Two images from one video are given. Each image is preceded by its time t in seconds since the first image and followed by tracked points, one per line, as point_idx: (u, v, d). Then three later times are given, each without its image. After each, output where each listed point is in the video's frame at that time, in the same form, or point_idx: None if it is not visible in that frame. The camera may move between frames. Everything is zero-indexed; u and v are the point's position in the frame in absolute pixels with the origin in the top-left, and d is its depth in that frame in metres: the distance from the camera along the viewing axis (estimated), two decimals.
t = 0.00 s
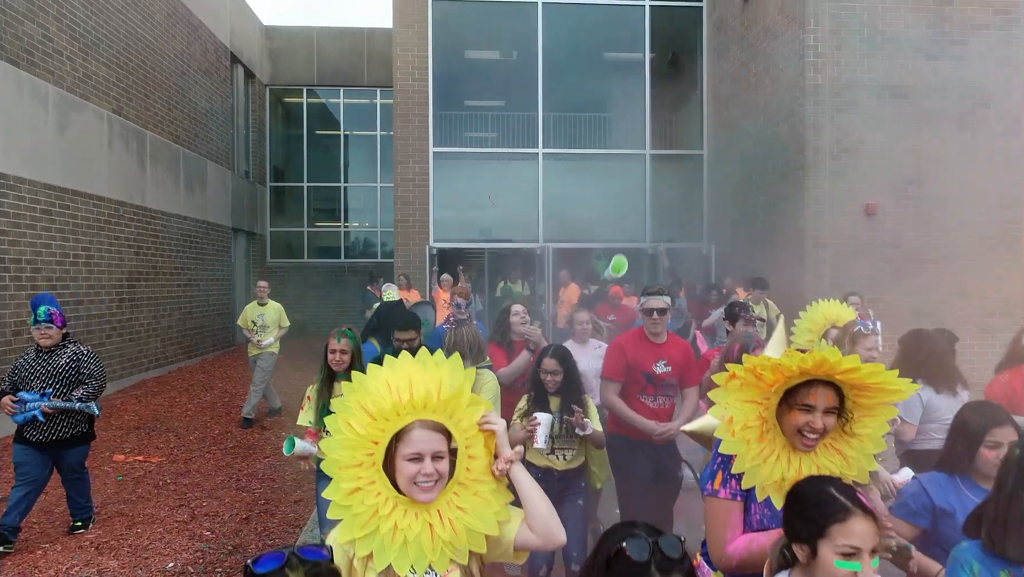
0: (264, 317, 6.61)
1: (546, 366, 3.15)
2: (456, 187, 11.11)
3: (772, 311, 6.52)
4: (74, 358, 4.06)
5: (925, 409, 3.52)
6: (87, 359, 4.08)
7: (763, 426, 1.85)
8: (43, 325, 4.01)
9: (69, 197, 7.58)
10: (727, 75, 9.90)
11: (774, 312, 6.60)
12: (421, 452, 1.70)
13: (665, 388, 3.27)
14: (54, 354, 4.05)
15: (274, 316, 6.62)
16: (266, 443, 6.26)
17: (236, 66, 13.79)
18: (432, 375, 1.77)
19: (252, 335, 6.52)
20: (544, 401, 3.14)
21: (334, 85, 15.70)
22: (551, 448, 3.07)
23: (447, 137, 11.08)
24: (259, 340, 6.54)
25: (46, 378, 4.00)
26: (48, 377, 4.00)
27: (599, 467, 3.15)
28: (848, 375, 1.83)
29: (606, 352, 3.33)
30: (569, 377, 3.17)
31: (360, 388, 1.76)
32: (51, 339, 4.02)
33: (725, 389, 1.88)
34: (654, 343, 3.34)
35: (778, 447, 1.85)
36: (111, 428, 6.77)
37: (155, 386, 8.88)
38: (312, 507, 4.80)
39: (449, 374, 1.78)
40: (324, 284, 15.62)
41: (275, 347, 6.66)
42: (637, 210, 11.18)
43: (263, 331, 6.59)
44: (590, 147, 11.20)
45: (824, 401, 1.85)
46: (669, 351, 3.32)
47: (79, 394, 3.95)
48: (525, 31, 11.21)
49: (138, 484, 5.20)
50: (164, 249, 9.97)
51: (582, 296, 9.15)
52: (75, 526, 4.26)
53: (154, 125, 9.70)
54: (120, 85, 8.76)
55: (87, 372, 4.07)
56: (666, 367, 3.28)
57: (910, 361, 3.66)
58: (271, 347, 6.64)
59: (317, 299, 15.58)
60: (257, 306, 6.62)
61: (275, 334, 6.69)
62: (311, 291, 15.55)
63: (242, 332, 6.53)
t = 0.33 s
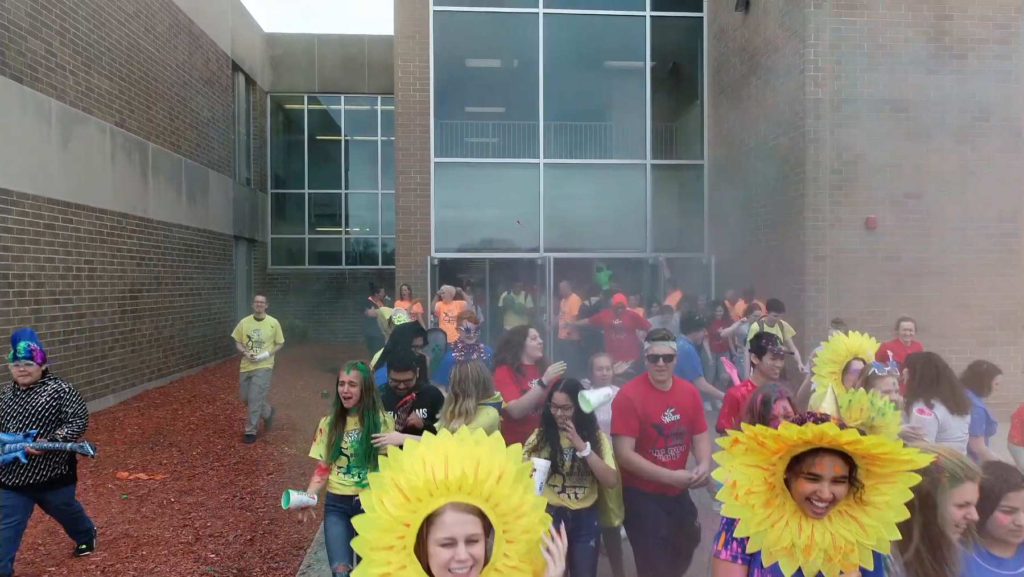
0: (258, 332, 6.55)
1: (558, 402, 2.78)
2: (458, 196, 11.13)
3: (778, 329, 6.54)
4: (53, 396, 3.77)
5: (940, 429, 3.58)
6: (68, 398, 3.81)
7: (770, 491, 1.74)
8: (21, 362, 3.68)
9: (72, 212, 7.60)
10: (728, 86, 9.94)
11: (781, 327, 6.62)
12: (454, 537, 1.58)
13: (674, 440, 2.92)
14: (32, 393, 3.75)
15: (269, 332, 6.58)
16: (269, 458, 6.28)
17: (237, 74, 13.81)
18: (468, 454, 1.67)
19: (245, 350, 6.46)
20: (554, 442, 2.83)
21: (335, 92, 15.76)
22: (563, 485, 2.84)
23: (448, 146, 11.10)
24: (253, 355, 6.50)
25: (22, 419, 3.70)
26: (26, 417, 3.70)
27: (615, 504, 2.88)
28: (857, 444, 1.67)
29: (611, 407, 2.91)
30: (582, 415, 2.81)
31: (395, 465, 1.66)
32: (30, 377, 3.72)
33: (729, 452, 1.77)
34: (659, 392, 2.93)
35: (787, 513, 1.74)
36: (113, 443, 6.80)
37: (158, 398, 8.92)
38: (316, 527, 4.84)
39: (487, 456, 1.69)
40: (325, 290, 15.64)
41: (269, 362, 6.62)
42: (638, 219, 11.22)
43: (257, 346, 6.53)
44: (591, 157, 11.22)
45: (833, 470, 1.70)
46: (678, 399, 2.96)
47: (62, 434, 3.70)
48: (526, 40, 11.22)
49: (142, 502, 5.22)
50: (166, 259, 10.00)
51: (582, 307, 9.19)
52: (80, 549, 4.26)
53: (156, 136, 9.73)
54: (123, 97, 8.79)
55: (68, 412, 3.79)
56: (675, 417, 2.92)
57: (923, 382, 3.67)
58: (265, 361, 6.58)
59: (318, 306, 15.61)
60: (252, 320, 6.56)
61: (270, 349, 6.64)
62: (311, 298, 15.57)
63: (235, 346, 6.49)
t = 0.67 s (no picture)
0: (257, 348, 6.48)
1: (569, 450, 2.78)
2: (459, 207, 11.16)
3: (799, 344, 6.34)
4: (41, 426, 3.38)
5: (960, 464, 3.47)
6: (58, 428, 3.43)
7: None
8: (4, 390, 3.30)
9: (75, 228, 7.63)
10: (729, 99, 9.99)
11: (802, 344, 6.45)
12: None
13: (687, 479, 2.91)
14: (17, 424, 3.36)
15: (268, 348, 6.52)
16: (273, 476, 6.32)
17: (239, 83, 13.83)
18: (496, 570, 1.48)
19: (243, 366, 6.41)
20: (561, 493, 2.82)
21: (337, 100, 15.82)
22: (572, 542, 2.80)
23: (450, 157, 11.14)
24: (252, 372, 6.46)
25: (10, 453, 3.30)
26: (13, 451, 3.31)
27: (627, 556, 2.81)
28: (865, 538, 1.69)
29: (621, 446, 2.88)
30: (595, 464, 2.81)
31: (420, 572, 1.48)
32: (13, 407, 3.34)
33: (729, 545, 1.74)
34: (673, 429, 2.93)
35: None
36: (116, 460, 6.83)
37: (161, 410, 8.97)
38: (320, 550, 4.88)
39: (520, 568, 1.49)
40: (326, 298, 15.68)
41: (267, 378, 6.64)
42: (639, 230, 11.26)
43: (256, 363, 6.48)
44: (592, 168, 11.26)
45: (839, 563, 1.71)
46: (691, 437, 2.95)
47: (59, 466, 3.34)
48: (527, 51, 11.25)
49: (147, 524, 5.24)
50: (169, 270, 10.04)
51: (584, 319, 9.23)
52: None
53: (159, 149, 9.75)
54: (125, 111, 8.81)
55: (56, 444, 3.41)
56: (688, 456, 2.90)
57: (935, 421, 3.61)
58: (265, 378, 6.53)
59: (319, 313, 15.66)
60: (251, 336, 6.50)
61: (269, 365, 6.59)
62: (313, 306, 15.61)
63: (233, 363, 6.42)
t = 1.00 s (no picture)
0: (256, 364, 6.40)
1: (574, 491, 2.80)
2: (461, 216, 11.18)
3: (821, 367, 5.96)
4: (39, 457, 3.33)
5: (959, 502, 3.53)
6: (52, 458, 3.40)
7: None
8: None
9: (78, 240, 7.67)
10: (730, 108, 10.01)
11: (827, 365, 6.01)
12: None
13: (697, 526, 2.94)
14: (8, 456, 3.28)
15: (267, 363, 6.43)
16: (275, 491, 6.32)
17: (240, 90, 13.86)
18: None
19: (243, 383, 6.32)
20: (565, 534, 2.85)
21: (338, 106, 15.88)
22: None
23: (451, 166, 11.16)
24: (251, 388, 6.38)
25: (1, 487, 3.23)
26: (5, 485, 3.24)
27: None
28: None
29: (628, 495, 2.92)
30: (600, 505, 2.84)
31: None
32: (6, 438, 3.27)
33: None
34: (682, 475, 2.94)
35: None
36: (119, 473, 6.85)
37: (163, 420, 9.01)
38: (323, 568, 4.89)
39: None
40: (326, 304, 15.70)
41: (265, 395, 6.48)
42: (640, 238, 11.29)
43: (255, 379, 6.39)
44: (593, 176, 11.28)
45: None
46: (699, 484, 2.97)
47: (60, 496, 3.33)
48: (528, 60, 11.26)
49: (151, 541, 5.25)
50: (171, 279, 10.07)
51: (584, 329, 9.27)
52: None
53: (161, 158, 9.77)
54: (128, 122, 8.83)
55: (51, 474, 3.38)
56: (697, 504, 2.92)
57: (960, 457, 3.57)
58: (264, 394, 6.48)
59: (320, 319, 15.68)
60: (249, 352, 6.41)
61: (268, 380, 6.52)
62: (314, 312, 15.62)
63: (232, 380, 6.31)
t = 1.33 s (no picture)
0: (253, 385, 6.31)
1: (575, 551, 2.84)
2: (462, 226, 11.20)
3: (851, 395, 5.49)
4: (29, 504, 3.32)
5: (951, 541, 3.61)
6: (42, 505, 3.38)
7: None
8: None
9: (82, 255, 7.70)
10: (731, 119, 10.03)
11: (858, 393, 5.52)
12: None
13: None
14: None
15: (264, 383, 6.38)
16: (278, 507, 6.34)
17: (242, 99, 13.90)
18: None
19: (239, 406, 6.23)
20: None
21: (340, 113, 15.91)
22: None
23: (453, 177, 11.19)
24: (249, 410, 6.30)
25: None
26: None
27: None
28: None
29: (629, 558, 2.96)
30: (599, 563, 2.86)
31: None
32: None
33: None
34: (688, 535, 2.94)
35: None
36: (123, 489, 6.88)
37: (166, 432, 9.05)
38: None
39: None
40: (328, 311, 15.72)
41: (262, 415, 6.40)
42: (641, 249, 11.32)
43: (253, 400, 6.32)
44: (594, 187, 11.29)
45: None
46: (704, 547, 2.91)
47: (43, 547, 3.32)
48: (530, 70, 11.29)
49: (155, 561, 5.27)
50: (173, 290, 10.10)
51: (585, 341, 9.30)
52: None
53: (164, 170, 9.80)
54: (131, 135, 8.85)
55: (39, 522, 3.37)
56: (702, 568, 2.88)
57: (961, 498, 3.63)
58: (261, 415, 6.42)
59: (321, 327, 15.70)
60: (246, 372, 6.34)
61: (263, 400, 6.46)
62: (315, 319, 15.65)
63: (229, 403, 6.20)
